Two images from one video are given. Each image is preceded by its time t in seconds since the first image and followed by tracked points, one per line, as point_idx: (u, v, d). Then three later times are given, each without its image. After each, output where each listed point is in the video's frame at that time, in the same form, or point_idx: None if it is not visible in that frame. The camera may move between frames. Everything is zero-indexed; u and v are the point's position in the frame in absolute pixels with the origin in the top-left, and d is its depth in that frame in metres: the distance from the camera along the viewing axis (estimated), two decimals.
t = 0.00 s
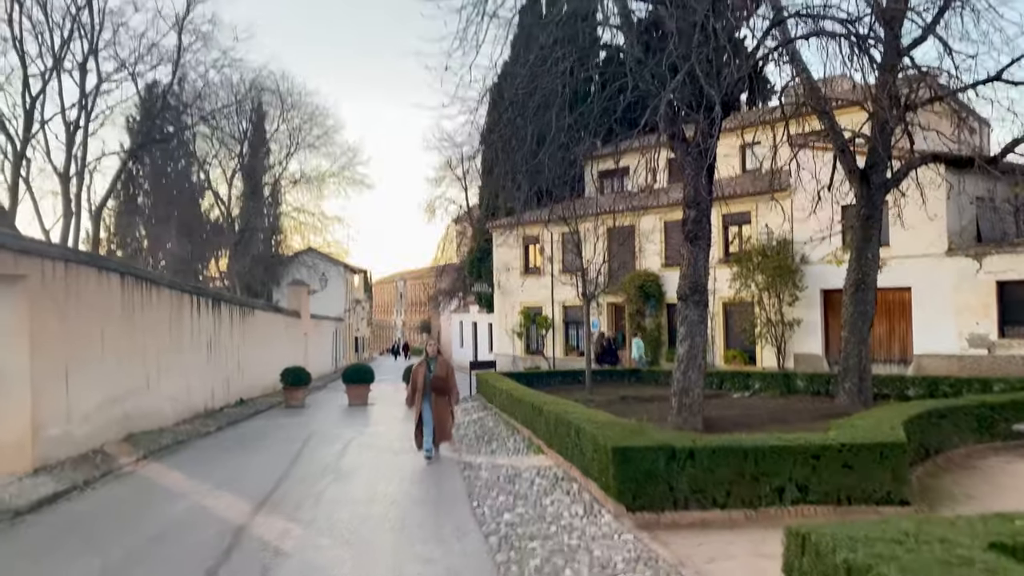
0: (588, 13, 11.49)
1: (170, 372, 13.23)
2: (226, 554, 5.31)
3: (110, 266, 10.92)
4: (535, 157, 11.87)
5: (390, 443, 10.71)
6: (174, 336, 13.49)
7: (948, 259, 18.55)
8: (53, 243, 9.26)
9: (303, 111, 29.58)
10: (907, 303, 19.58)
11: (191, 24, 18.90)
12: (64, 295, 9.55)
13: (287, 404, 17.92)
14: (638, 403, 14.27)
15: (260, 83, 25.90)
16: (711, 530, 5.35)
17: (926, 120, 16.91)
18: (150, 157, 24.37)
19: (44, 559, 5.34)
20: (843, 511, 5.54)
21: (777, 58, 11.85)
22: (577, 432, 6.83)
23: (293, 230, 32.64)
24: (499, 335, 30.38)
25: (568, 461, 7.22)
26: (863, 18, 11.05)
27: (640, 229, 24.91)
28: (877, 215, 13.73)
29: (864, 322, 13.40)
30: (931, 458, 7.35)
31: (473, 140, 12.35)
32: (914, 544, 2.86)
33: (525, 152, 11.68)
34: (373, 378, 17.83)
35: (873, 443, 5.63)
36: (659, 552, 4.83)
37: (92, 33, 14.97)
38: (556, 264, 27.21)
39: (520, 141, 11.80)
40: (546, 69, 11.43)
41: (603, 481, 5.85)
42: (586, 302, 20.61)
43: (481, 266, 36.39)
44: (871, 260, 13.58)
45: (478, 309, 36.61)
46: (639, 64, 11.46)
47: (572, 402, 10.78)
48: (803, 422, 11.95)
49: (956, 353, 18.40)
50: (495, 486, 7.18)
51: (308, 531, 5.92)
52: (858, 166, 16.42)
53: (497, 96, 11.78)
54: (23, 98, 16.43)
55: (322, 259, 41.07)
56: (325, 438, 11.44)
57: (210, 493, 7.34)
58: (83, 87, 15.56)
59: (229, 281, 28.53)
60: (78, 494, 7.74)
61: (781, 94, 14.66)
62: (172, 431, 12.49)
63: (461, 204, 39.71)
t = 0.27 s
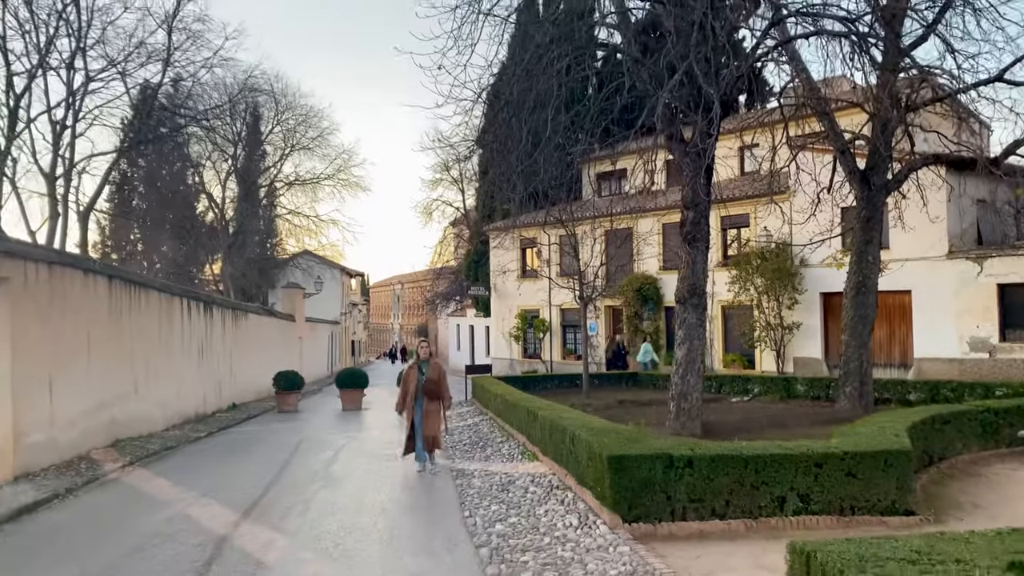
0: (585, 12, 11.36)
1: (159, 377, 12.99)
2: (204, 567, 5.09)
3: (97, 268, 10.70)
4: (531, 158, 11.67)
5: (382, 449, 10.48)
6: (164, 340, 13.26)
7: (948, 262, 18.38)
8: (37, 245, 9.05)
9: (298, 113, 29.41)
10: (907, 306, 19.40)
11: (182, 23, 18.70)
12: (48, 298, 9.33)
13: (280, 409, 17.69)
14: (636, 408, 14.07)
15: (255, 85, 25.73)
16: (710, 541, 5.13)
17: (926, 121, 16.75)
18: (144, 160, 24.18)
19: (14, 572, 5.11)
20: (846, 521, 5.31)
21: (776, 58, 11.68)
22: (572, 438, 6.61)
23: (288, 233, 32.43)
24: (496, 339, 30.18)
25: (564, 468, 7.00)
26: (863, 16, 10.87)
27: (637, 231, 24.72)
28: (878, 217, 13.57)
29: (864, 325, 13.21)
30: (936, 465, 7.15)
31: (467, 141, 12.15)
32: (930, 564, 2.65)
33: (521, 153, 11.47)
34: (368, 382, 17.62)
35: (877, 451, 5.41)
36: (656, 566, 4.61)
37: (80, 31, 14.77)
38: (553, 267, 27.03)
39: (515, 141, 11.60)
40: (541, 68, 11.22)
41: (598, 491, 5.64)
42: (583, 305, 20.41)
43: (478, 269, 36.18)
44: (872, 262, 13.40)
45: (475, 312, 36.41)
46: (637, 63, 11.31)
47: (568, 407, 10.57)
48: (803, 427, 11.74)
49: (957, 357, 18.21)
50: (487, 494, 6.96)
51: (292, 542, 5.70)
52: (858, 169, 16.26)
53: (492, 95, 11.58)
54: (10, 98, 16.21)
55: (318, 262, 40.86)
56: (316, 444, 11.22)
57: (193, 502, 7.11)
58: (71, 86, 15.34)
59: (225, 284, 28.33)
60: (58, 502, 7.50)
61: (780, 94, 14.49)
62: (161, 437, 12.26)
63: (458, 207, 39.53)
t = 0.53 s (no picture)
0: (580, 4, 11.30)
1: (147, 374, 12.79)
2: (184, 570, 4.91)
3: (81, 263, 10.49)
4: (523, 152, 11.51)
5: (371, 447, 10.31)
6: (151, 336, 13.05)
7: (943, 258, 18.30)
8: (18, 239, 8.84)
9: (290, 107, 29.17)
10: (901, 302, 19.32)
11: (170, 14, 18.46)
12: (30, 293, 9.12)
13: (270, 406, 17.49)
14: (629, 405, 13.93)
15: (246, 79, 25.48)
16: (705, 542, 4.98)
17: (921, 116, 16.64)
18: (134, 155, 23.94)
19: None
20: (845, 521, 5.18)
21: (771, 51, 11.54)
22: (564, 436, 6.46)
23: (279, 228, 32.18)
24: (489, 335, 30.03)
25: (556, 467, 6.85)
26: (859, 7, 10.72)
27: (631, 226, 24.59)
28: (874, 211, 13.47)
29: (860, 321, 13.10)
30: (935, 462, 7.03)
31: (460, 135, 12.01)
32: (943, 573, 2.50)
33: (513, 146, 11.28)
34: (359, 378, 17.45)
35: (877, 449, 5.27)
36: (651, 569, 4.45)
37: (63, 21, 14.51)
38: (547, 263, 26.88)
39: (507, 134, 11.42)
40: (534, 59, 11.07)
41: (590, 490, 5.48)
42: (576, 300, 20.26)
43: (471, 265, 36.01)
44: (867, 258, 13.28)
45: (468, 308, 36.25)
46: (631, 56, 11.17)
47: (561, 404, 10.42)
48: (798, 424, 11.63)
49: (951, 353, 18.15)
50: (478, 493, 6.80)
51: (276, 543, 5.53)
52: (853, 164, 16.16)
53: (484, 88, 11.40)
54: None
55: (310, 257, 40.64)
56: (305, 441, 11.04)
57: (176, 501, 6.93)
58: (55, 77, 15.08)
59: (216, 280, 28.10)
60: (38, 502, 7.30)
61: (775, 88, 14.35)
62: (148, 434, 12.06)
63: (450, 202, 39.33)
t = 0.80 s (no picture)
0: None
1: (135, 374, 12.56)
2: None
3: (67, 260, 10.26)
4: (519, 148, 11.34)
5: (364, 448, 10.11)
6: (140, 336, 12.81)
7: (941, 257, 18.19)
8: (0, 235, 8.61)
9: (283, 105, 28.93)
10: (899, 301, 19.21)
11: (159, 8, 18.22)
12: (13, 291, 8.89)
13: (261, 406, 17.27)
14: (626, 405, 13.76)
15: (239, 77, 25.24)
16: (709, 548, 4.80)
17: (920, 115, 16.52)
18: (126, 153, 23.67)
19: None
20: (852, 526, 5.01)
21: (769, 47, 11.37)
22: (562, 438, 6.28)
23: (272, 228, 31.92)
24: (484, 335, 29.84)
25: (553, 470, 6.67)
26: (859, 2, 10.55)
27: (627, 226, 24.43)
28: (873, 210, 13.34)
29: (859, 320, 12.96)
30: (941, 464, 6.87)
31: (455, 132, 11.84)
32: None
33: (509, 143, 11.09)
34: (352, 379, 17.25)
35: (885, 452, 5.10)
36: None
37: (50, 14, 14.27)
38: (542, 262, 26.71)
39: (503, 130, 11.22)
40: (530, 54, 10.89)
41: (589, 494, 5.29)
42: (572, 300, 20.09)
43: (466, 264, 35.84)
44: (866, 257, 13.14)
45: (462, 308, 36.06)
46: (629, 51, 10.94)
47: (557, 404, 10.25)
48: (798, 425, 11.47)
49: (949, 353, 18.04)
50: (472, 497, 6.62)
51: (263, 550, 5.32)
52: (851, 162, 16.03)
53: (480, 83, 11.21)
54: None
55: (304, 257, 40.38)
56: (297, 443, 10.82)
57: (161, 506, 6.72)
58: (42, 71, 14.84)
59: (208, 280, 27.84)
60: (19, 506, 7.08)
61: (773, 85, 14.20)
62: (136, 435, 11.83)
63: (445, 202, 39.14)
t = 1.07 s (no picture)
0: None
1: (122, 373, 12.32)
2: None
3: (50, 258, 10.03)
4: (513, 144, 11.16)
5: (356, 449, 9.93)
6: (127, 335, 12.59)
7: (936, 256, 18.12)
8: None
9: (274, 102, 28.69)
10: (894, 301, 19.16)
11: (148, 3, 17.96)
12: None
13: (251, 406, 17.06)
14: (621, 405, 13.62)
15: (229, 73, 24.99)
16: (711, 555, 4.65)
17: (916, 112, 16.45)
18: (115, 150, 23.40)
19: None
20: (857, 531, 4.87)
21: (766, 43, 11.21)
22: (558, 440, 6.11)
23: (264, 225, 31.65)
24: (477, 334, 29.68)
25: (550, 473, 6.50)
26: None
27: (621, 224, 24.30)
28: (870, 208, 13.24)
29: (856, 319, 12.85)
30: (944, 466, 6.74)
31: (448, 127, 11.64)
32: None
33: (503, 139, 10.92)
34: (344, 379, 17.05)
35: (891, 454, 4.96)
36: None
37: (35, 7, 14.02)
38: (536, 261, 26.56)
39: (497, 126, 11.04)
40: (524, 48, 10.73)
41: (587, 498, 5.13)
42: (566, 299, 19.95)
43: (459, 263, 35.64)
44: (864, 255, 13.03)
45: (455, 307, 35.89)
46: (625, 45, 10.70)
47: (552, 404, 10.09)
48: (795, 425, 11.35)
49: (945, 352, 17.98)
50: (466, 500, 6.45)
51: (249, 557, 5.13)
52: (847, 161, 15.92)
53: (475, 78, 11.04)
54: None
55: (295, 255, 40.11)
56: (287, 444, 10.62)
57: (145, 510, 6.51)
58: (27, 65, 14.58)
59: (198, 279, 27.57)
60: None
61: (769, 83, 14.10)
62: (122, 436, 11.60)
63: (438, 200, 38.94)
